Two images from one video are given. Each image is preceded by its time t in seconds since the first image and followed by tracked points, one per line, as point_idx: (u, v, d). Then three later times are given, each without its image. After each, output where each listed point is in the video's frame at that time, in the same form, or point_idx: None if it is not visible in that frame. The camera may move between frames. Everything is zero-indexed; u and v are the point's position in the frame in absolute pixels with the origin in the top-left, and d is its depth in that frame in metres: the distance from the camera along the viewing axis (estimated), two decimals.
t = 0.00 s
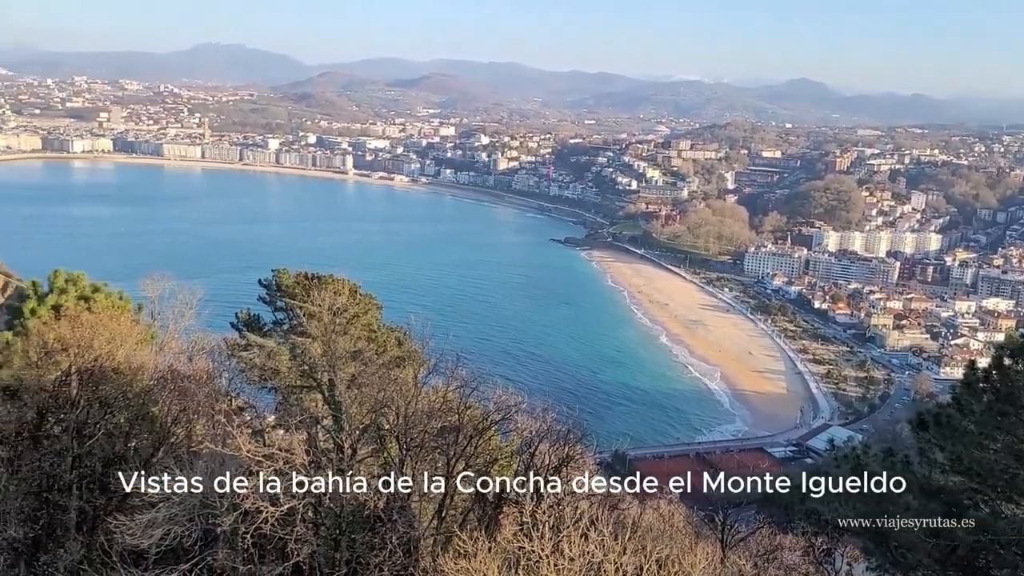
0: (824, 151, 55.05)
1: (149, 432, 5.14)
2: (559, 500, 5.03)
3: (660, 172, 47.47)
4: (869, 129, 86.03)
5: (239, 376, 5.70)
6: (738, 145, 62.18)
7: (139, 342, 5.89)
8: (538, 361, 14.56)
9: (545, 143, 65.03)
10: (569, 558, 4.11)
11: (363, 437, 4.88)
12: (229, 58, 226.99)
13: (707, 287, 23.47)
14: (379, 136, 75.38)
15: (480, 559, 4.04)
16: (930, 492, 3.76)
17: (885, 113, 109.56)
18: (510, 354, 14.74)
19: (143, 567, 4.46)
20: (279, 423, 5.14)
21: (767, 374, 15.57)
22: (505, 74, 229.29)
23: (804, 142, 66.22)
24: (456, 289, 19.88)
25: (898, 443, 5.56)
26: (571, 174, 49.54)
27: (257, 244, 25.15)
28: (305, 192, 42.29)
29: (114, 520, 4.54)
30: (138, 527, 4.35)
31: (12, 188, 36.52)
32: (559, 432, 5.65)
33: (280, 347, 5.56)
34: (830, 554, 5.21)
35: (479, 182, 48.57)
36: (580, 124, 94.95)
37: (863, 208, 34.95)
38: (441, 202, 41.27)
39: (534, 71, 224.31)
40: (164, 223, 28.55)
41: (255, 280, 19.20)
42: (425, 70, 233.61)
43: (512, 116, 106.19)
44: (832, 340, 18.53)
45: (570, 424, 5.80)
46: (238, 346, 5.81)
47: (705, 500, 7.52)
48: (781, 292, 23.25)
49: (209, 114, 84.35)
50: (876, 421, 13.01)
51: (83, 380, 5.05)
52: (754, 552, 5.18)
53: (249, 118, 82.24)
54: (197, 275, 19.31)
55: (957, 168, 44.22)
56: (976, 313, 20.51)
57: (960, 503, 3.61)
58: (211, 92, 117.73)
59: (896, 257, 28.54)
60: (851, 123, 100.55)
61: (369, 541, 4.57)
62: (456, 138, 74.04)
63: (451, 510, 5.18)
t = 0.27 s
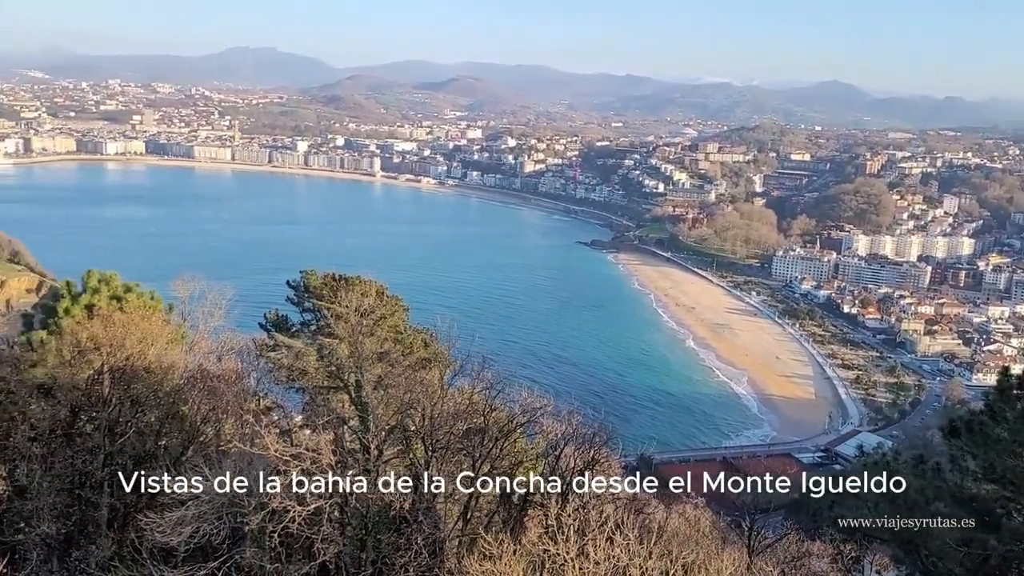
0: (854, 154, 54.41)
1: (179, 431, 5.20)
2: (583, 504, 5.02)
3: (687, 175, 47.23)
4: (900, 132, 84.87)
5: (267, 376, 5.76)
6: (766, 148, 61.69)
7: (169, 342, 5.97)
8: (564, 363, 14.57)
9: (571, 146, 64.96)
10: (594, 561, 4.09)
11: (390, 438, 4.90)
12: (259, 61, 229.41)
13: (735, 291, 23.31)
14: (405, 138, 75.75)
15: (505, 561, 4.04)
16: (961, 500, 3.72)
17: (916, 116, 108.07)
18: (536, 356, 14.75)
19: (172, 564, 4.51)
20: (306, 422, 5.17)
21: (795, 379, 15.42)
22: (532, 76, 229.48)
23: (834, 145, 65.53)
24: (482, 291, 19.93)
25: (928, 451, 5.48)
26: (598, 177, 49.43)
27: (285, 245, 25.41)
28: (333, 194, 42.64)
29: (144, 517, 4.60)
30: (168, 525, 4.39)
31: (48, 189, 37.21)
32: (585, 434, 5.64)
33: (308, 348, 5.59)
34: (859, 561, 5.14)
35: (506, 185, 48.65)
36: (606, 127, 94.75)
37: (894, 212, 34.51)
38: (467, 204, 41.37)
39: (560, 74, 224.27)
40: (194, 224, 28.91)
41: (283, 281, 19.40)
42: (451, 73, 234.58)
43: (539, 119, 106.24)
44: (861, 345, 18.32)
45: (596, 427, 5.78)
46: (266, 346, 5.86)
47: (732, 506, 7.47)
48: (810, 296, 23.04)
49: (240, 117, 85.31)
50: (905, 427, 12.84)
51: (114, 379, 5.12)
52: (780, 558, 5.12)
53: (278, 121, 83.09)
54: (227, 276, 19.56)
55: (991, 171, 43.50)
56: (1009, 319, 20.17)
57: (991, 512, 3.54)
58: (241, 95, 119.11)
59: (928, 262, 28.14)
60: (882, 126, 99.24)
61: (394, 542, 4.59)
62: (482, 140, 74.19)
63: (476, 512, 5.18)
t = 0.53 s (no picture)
0: (892, 157, 53.51)
1: (214, 429, 5.26)
2: (614, 507, 4.99)
3: (721, 178, 46.84)
4: (940, 135, 83.25)
5: (301, 376, 5.82)
6: (802, 151, 60.94)
7: (205, 341, 6.06)
8: (596, 366, 14.55)
9: (604, 148, 64.72)
10: (625, 564, 4.07)
11: (421, 439, 4.91)
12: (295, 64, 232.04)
13: (769, 295, 23.08)
14: (438, 141, 76.03)
15: (535, 563, 4.02)
16: (1002, 509, 3.65)
17: (956, 119, 105.97)
18: (568, 360, 14.72)
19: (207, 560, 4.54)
20: (338, 422, 5.19)
21: (830, 384, 15.23)
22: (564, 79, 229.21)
23: (871, 148, 64.52)
24: (514, 294, 19.95)
25: (967, 458, 5.38)
26: (630, 180, 49.21)
27: (319, 246, 25.64)
28: (367, 195, 42.98)
29: (180, 513, 4.64)
30: (203, 521, 4.44)
31: (90, 190, 38.03)
32: (616, 437, 5.61)
33: (341, 348, 5.64)
34: (895, 570, 5.05)
35: (538, 187, 48.64)
36: (639, 129, 94.30)
37: (933, 216, 33.88)
38: (500, 206, 41.47)
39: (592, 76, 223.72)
40: (231, 224, 29.32)
41: (317, 282, 19.61)
42: (484, 74, 235.25)
43: (572, 121, 106.00)
44: (898, 351, 18.03)
45: (627, 430, 5.75)
46: (299, 346, 5.92)
47: (765, 513, 7.39)
48: (845, 301, 22.74)
49: (275, 119, 86.39)
50: (943, 435, 12.61)
51: (152, 377, 5.19)
52: (814, 565, 5.05)
53: (313, 123, 83.95)
54: (262, 276, 19.82)
55: None
56: None
57: None
58: (277, 97, 120.57)
59: (968, 267, 27.58)
60: (920, 129, 97.47)
61: (425, 542, 4.59)
62: (515, 142, 74.20)
63: (506, 514, 5.17)
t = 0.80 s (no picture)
0: (932, 160, 52.49)
1: (249, 428, 5.32)
2: (646, 511, 4.95)
3: (756, 181, 46.35)
4: (983, 137, 81.44)
5: (334, 377, 5.87)
6: (839, 154, 60.05)
7: (242, 341, 6.15)
8: (629, 369, 14.50)
9: (638, 151, 64.39)
10: (658, 570, 4.03)
11: (453, 441, 4.92)
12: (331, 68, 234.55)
13: (805, 299, 22.80)
14: (472, 143, 76.23)
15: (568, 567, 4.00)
16: None
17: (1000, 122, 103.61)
18: (602, 363, 14.68)
19: (243, 557, 4.58)
20: (371, 422, 5.22)
21: (867, 390, 15.01)
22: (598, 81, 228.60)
23: (911, 151, 63.35)
24: (547, 297, 19.93)
25: (1009, 467, 5.27)
26: (664, 182, 48.91)
27: (353, 248, 25.87)
28: (401, 197, 43.27)
29: (216, 511, 4.68)
30: (238, 519, 4.48)
31: (132, 192, 38.83)
32: (648, 442, 5.57)
33: (374, 349, 5.67)
34: None
35: (571, 190, 48.55)
36: (673, 132, 93.67)
37: (975, 220, 33.17)
38: (533, 209, 41.47)
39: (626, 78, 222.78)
40: (267, 226, 29.73)
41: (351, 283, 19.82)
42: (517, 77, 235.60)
43: (606, 124, 105.63)
44: (937, 357, 17.70)
45: (659, 434, 5.70)
46: (333, 347, 5.97)
47: (801, 521, 7.32)
48: (883, 306, 22.39)
49: (311, 122, 87.36)
50: (984, 443, 12.36)
51: (189, 376, 5.27)
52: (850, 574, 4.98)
53: (349, 126, 84.75)
54: (297, 277, 20.08)
55: None
56: None
57: None
58: (313, 101, 121.94)
59: (1012, 272, 26.96)
60: (962, 131, 95.47)
61: (457, 543, 4.58)
62: (549, 145, 74.11)
63: (537, 517, 5.15)
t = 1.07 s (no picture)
0: (971, 163, 51.48)
1: (281, 428, 5.36)
2: (675, 516, 4.91)
3: (789, 184, 45.86)
4: None
5: (365, 378, 5.91)
6: (874, 157, 59.14)
7: (273, 341, 6.23)
8: (660, 373, 14.44)
9: (669, 154, 64.00)
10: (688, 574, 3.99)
11: (482, 442, 4.92)
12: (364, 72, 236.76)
13: (838, 304, 22.56)
14: (502, 145, 76.29)
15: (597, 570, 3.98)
16: None
17: None
18: (633, 366, 14.64)
19: (274, 556, 4.61)
20: (400, 423, 5.24)
21: (901, 397, 14.80)
22: (628, 83, 227.65)
23: (949, 154, 62.15)
24: (577, 299, 19.92)
25: None
26: (695, 185, 48.59)
27: (384, 249, 26.04)
28: (432, 199, 43.47)
29: (248, 509, 4.71)
30: (269, 518, 4.52)
31: (169, 193, 39.52)
32: (677, 446, 5.54)
33: (404, 350, 5.71)
34: None
35: (602, 192, 48.40)
36: (705, 135, 92.95)
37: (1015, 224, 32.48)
38: (563, 211, 41.45)
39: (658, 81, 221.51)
40: (300, 227, 30.08)
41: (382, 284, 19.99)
42: (548, 79, 235.66)
43: (636, 126, 105.12)
44: (974, 363, 17.40)
45: (689, 439, 5.67)
46: (364, 348, 6.02)
47: (834, 526, 7.27)
48: (919, 311, 22.06)
49: (343, 124, 88.08)
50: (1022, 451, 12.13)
51: (222, 375, 5.33)
52: None
53: (380, 128, 85.27)
54: (329, 277, 20.30)
55: None
56: None
57: None
58: (346, 103, 122.96)
59: None
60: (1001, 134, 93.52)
61: (485, 545, 4.56)
62: (579, 148, 73.95)
63: (566, 520, 5.13)
